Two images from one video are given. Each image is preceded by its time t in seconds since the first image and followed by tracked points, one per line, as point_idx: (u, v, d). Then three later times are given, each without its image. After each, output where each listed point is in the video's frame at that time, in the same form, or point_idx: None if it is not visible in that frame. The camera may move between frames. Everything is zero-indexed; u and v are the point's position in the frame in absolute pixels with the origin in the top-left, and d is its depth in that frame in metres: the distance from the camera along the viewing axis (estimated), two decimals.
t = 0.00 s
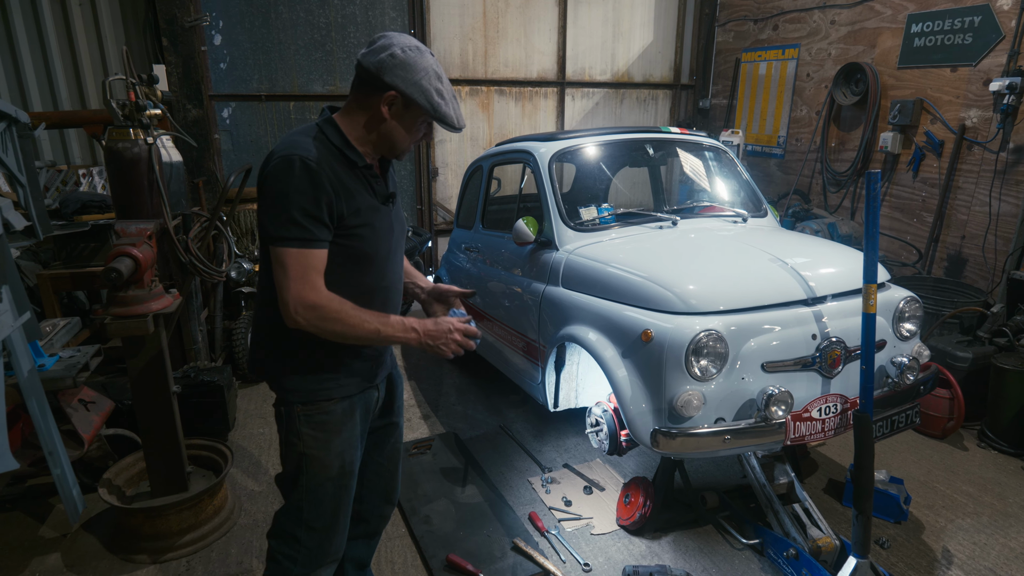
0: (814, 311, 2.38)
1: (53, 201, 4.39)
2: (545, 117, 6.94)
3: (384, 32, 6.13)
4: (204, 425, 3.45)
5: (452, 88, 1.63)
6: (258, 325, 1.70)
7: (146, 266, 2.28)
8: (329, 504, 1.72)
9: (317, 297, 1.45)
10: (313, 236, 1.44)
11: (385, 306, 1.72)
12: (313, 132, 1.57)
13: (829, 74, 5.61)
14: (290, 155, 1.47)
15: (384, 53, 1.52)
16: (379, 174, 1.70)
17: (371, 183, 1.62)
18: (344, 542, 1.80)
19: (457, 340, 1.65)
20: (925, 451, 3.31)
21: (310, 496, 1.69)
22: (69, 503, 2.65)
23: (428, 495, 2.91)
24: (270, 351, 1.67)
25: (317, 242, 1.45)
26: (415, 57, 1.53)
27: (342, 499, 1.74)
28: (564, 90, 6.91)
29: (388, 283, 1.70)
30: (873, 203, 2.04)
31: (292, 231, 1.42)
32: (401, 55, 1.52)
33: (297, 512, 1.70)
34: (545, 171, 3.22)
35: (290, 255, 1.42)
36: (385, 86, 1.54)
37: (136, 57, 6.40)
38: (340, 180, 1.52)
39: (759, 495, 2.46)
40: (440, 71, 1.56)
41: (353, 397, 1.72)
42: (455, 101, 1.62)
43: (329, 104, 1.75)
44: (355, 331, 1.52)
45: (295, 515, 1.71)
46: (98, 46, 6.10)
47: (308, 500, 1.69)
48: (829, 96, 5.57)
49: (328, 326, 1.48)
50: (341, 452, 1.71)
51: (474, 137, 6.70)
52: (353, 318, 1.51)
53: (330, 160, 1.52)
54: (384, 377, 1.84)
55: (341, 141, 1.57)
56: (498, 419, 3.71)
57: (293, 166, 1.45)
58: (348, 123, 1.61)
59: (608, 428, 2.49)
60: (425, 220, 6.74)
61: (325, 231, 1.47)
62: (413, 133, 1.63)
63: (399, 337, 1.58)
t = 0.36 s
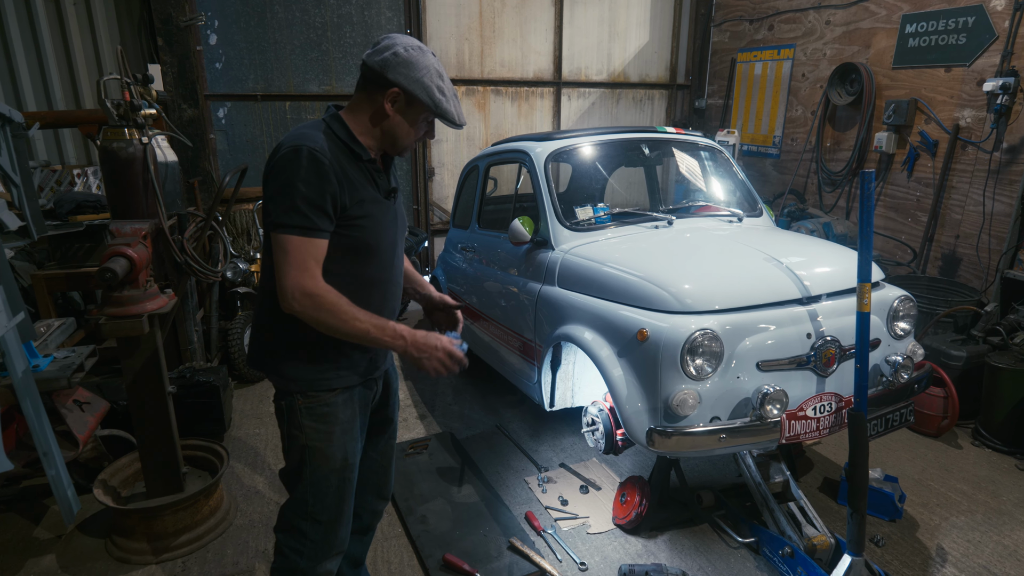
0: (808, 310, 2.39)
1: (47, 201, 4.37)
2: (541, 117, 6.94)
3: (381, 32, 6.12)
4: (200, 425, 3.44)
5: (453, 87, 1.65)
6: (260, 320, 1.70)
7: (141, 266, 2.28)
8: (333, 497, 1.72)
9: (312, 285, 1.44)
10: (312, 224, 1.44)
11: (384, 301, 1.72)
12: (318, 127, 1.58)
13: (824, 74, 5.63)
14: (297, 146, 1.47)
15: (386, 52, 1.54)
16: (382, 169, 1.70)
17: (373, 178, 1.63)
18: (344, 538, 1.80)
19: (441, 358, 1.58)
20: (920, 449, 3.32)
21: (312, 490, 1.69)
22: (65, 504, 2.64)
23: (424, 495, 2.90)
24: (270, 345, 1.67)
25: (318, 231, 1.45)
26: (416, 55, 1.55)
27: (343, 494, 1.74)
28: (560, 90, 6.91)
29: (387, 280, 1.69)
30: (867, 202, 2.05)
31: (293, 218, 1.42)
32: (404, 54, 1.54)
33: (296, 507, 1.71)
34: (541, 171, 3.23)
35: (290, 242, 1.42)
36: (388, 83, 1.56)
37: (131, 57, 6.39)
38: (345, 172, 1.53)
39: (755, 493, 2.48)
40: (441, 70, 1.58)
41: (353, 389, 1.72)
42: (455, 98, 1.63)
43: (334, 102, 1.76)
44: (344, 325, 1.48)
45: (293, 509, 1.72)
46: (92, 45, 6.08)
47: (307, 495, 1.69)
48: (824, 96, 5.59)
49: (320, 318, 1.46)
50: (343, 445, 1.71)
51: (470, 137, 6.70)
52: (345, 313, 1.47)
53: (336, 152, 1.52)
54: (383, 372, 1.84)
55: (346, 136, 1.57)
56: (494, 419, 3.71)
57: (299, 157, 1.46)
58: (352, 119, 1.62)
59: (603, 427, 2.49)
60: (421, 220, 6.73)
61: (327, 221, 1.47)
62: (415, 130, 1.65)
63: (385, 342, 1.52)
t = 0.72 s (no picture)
0: (803, 310, 2.39)
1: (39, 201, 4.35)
2: (537, 117, 6.94)
3: (376, 31, 6.11)
4: (195, 426, 3.43)
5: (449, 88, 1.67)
6: (257, 319, 1.70)
7: (134, 267, 2.26)
8: (333, 495, 1.71)
9: (313, 292, 1.43)
10: (317, 228, 1.43)
11: (382, 301, 1.71)
12: (318, 126, 1.57)
13: (819, 74, 5.65)
14: (301, 147, 1.46)
15: (386, 52, 1.54)
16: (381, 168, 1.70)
17: (373, 177, 1.62)
18: (341, 537, 1.80)
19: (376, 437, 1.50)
20: (914, 448, 3.34)
21: (309, 489, 1.68)
22: (58, 506, 2.62)
23: (420, 495, 2.90)
24: (269, 344, 1.67)
25: (322, 234, 1.44)
26: (416, 56, 1.55)
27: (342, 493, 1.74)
28: (556, 90, 6.92)
29: (384, 280, 1.69)
30: (860, 201, 2.06)
31: (298, 221, 1.41)
32: (403, 54, 1.54)
33: (293, 507, 1.71)
34: (536, 171, 3.23)
35: (295, 245, 1.42)
36: (387, 82, 1.55)
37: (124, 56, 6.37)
38: (347, 172, 1.52)
39: (750, 492, 2.47)
40: (439, 70, 1.59)
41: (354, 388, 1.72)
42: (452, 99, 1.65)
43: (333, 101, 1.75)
44: (324, 350, 1.46)
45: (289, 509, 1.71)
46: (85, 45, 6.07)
47: (304, 494, 1.69)
48: (818, 96, 5.61)
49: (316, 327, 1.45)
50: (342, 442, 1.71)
51: (466, 137, 6.70)
52: (334, 336, 1.46)
53: (337, 152, 1.52)
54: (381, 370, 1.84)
55: (346, 135, 1.57)
56: (490, 419, 3.70)
57: (303, 158, 1.45)
58: (352, 119, 1.61)
59: (598, 426, 2.49)
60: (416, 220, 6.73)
61: (330, 222, 1.47)
62: (413, 129, 1.65)
63: (350, 387, 1.48)
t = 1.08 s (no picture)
0: (797, 309, 2.40)
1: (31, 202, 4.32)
2: (531, 117, 6.94)
3: (370, 31, 6.10)
4: (189, 427, 3.41)
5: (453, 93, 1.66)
6: (253, 320, 1.69)
7: (127, 267, 2.25)
8: (328, 496, 1.71)
9: (314, 290, 1.43)
10: (317, 228, 1.43)
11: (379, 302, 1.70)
12: (320, 127, 1.56)
13: (812, 74, 5.67)
14: (303, 148, 1.46)
15: (391, 56, 1.53)
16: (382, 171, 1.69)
17: (374, 179, 1.62)
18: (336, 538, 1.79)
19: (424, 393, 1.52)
20: (908, 446, 3.35)
21: (304, 490, 1.68)
22: (50, 508, 2.63)
23: (415, 495, 2.89)
24: (264, 346, 1.67)
25: (322, 235, 1.43)
26: (421, 60, 1.55)
27: (336, 495, 1.73)
28: (550, 90, 6.92)
29: (380, 282, 1.68)
30: (853, 200, 2.06)
31: (298, 221, 1.41)
32: (408, 58, 1.53)
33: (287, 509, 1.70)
34: (530, 171, 3.22)
35: (294, 245, 1.41)
36: (391, 87, 1.55)
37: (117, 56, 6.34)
38: (348, 174, 1.52)
39: (744, 491, 2.48)
40: (444, 75, 1.59)
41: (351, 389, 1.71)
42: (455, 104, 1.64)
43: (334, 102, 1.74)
44: (342, 338, 1.45)
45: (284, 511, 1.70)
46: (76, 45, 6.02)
47: (298, 496, 1.69)
48: (812, 96, 5.63)
49: (317, 323, 1.44)
50: (341, 443, 1.70)
51: (461, 137, 6.69)
52: (342, 322, 1.45)
53: (339, 155, 1.51)
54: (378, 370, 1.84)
55: (348, 137, 1.57)
56: (485, 419, 3.70)
57: (305, 159, 1.44)
58: (354, 121, 1.61)
59: (594, 426, 2.49)
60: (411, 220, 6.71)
61: (331, 224, 1.46)
62: (415, 134, 1.65)
63: (376, 362, 1.48)
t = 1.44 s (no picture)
0: (793, 309, 2.40)
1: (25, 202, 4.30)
2: (528, 117, 6.94)
3: (366, 31, 6.08)
4: (185, 428, 3.40)
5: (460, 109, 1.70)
6: (249, 322, 1.69)
7: (122, 268, 2.24)
8: (326, 496, 1.71)
9: (299, 313, 1.40)
10: (315, 249, 1.41)
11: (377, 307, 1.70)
12: (330, 138, 1.54)
13: (808, 74, 5.68)
14: (319, 166, 1.43)
15: (407, 70, 1.53)
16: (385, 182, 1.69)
17: (379, 195, 1.61)
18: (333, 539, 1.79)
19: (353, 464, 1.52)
20: (904, 445, 3.36)
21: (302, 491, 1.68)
22: (45, 511, 2.57)
23: (411, 495, 2.89)
24: (261, 348, 1.67)
25: (319, 256, 1.42)
26: (437, 77, 1.57)
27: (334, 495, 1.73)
28: (546, 89, 6.91)
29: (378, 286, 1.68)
30: (849, 200, 2.07)
31: (296, 238, 1.39)
32: (425, 74, 1.54)
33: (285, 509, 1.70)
34: (526, 171, 3.22)
35: (289, 262, 1.39)
36: (406, 101, 1.56)
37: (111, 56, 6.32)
38: (358, 196, 1.52)
39: (741, 490, 2.48)
40: (456, 93, 1.61)
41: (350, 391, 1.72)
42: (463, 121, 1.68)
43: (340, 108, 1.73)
44: (305, 373, 1.43)
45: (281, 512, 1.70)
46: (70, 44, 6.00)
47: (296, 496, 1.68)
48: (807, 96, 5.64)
49: (293, 347, 1.41)
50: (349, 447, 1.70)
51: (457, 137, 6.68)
52: (313, 357, 1.43)
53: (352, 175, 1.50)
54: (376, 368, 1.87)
55: (358, 150, 1.56)
56: (482, 419, 3.70)
57: (317, 176, 1.42)
58: (364, 131, 1.60)
59: (590, 426, 2.49)
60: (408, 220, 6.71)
61: (332, 245, 1.45)
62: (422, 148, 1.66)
63: (327, 413, 1.46)
